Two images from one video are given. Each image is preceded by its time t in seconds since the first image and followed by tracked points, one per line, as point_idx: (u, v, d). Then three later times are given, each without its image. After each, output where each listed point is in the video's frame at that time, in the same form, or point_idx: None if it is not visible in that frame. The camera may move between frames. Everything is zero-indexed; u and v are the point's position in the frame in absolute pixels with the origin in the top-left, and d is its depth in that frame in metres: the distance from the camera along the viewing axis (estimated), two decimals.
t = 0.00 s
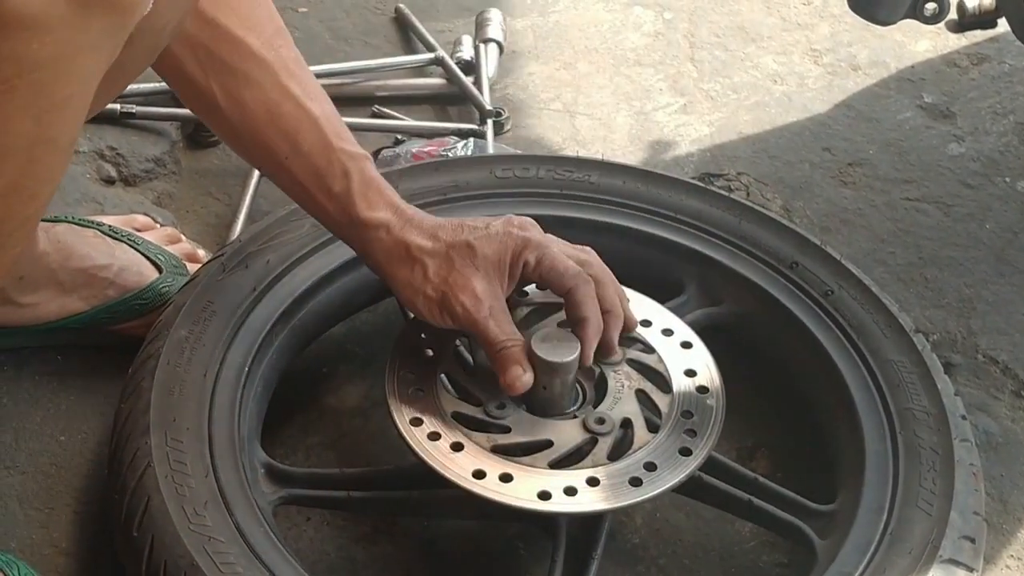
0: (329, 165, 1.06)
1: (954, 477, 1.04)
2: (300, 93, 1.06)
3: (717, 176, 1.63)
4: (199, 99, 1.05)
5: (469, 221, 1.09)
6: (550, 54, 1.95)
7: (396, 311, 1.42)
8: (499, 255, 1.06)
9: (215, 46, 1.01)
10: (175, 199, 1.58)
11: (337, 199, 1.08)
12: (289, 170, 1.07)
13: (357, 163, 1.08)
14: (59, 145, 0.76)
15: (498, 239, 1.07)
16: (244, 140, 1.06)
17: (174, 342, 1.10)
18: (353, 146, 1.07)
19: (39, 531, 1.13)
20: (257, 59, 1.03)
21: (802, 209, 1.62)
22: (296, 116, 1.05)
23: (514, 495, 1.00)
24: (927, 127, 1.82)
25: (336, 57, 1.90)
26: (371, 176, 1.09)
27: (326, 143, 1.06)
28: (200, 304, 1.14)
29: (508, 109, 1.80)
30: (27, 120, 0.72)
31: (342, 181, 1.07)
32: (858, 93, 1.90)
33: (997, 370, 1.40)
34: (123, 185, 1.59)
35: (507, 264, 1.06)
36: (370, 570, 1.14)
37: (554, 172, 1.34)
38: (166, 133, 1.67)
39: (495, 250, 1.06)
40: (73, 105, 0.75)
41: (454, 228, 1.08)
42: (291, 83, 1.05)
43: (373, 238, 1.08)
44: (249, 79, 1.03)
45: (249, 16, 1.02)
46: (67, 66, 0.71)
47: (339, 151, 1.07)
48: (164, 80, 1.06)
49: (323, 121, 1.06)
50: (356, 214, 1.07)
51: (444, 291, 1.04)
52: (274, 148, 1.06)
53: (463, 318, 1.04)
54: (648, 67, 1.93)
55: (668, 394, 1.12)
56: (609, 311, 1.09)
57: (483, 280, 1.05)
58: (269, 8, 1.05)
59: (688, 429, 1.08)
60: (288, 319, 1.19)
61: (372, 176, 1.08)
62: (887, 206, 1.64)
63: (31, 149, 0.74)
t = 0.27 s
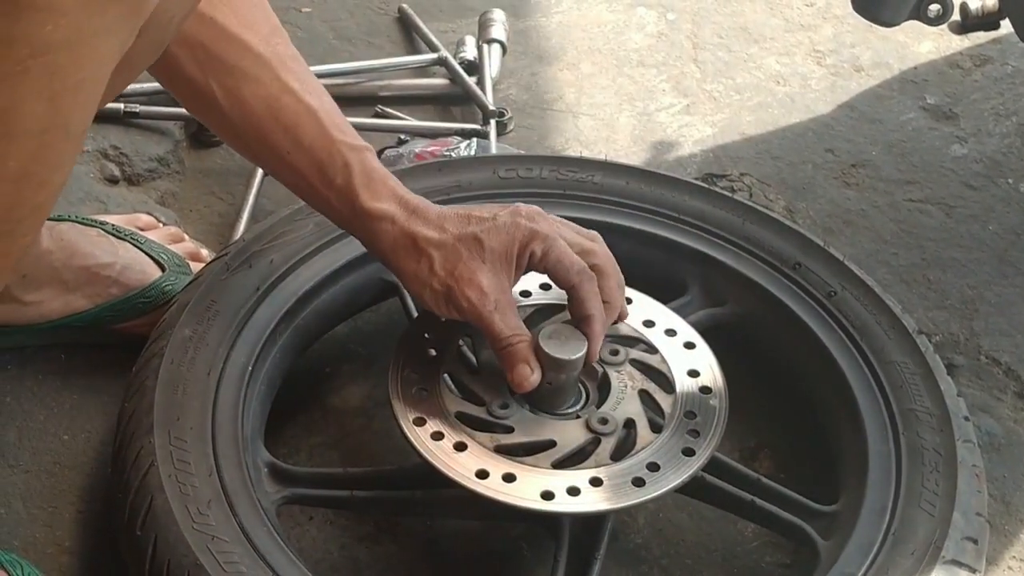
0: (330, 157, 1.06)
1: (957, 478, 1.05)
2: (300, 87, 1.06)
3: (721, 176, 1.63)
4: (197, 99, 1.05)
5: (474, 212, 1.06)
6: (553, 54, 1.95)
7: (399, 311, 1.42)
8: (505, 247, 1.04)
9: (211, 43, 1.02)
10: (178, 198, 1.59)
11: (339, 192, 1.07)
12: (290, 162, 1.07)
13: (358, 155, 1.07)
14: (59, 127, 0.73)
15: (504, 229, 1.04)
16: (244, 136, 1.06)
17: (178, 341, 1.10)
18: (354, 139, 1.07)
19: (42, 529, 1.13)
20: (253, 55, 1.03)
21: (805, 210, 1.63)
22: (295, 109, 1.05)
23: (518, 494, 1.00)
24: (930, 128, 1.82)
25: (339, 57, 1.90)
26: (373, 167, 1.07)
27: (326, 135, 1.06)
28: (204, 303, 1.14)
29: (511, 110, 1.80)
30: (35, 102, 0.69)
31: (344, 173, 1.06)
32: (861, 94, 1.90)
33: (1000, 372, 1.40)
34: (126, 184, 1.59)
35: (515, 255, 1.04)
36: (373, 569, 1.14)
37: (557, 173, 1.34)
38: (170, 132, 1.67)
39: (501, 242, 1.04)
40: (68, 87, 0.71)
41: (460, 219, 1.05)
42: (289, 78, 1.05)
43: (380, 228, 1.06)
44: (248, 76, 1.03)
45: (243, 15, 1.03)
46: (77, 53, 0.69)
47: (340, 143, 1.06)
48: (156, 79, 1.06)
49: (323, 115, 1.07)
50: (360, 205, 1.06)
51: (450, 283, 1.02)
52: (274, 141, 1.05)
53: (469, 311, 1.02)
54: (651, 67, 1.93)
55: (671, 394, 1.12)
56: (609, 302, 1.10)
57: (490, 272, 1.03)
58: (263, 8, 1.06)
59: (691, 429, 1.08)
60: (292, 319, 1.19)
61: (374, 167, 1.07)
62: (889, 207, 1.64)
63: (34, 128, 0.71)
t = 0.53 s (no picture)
0: (331, 155, 1.07)
1: (957, 480, 1.04)
2: (299, 86, 1.06)
3: (721, 178, 1.63)
4: (197, 101, 1.06)
5: (475, 208, 1.08)
6: (554, 55, 1.95)
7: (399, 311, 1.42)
8: (504, 243, 1.05)
9: (211, 44, 1.02)
10: (179, 198, 1.59)
11: (341, 189, 1.08)
12: (291, 160, 1.07)
13: (358, 152, 1.08)
14: (62, 135, 0.75)
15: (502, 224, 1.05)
16: (246, 136, 1.07)
17: (179, 341, 1.10)
18: (354, 137, 1.08)
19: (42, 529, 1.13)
20: (252, 56, 1.03)
21: (805, 211, 1.63)
22: (296, 109, 1.05)
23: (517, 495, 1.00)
24: (930, 129, 1.82)
25: (341, 57, 1.90)
26: (373, 163, 1.08)
27: (326, 135, 1.06)
28: (205, 303, 1.14)
29: (511, 110, 1.80)
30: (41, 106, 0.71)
31: (346, 171, 1.07)
32: (862, 95, 1.90)
33: (1000, 373, 1.39)
34: (127, 184, 1.60)
35: (514, 251, 1.05)
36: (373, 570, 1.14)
37: (558, 173, 1.34)
38: (170, 132, 1.67)
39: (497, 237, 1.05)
40: (77, 97, 0.73)
41: (461, 214, 1.07)
42: (289, 77, 1.06)
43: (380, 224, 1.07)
44: (248, 78, 1.04)
45: (240, 15, 1.03)
46: (79, 61, 0.70)
47: (340, 141, 1.07)
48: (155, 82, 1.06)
49: (323, 113, 1.07)
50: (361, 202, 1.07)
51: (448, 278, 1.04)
52: (276, 141, 1.06)
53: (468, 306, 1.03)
54: (652, 68, 1.93)
55: (672, 395, 1.12)
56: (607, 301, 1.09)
57: (488, 267, 1.04)
58: (258, 6, 1.06)
59: (691, 430, 1.08)
60: (292, 319, 1.19)
61: (374, 164, 1.08)
62: (890, 208, 1.64)
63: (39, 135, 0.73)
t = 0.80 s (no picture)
0: (328, 162, 1.04)
1: (956, 482, 1.05)
2: (296, 96, 1.05)
3: (720, 179, 1.63)
4: (194, 111, 1.05)
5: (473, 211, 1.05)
6: (553, 56, 1.95)
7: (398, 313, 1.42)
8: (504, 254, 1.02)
9: (210, 55, 1.02)
10: (179, 199, 1.59)
11: (338, 196, 1.05)
12: (289, 170, 1.05)
13: (357, 160, 1.05)
14: (92, 126, 0.79)
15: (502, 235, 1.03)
16: (244, 146, 1.05)
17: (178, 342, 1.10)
18: (352, 145, 1.06)
19: (42, 531, 1.13)
20: (248, 66, 1.03)
21: (805, 214, 1.63)
22: (292, 117, 1.04)
23: (517, 496, 1.00)
24: (930, 132, 1.82)
25: (341, 58, 1.90)
26: (371, 171, 1.05)
27: (323, 142, 1.04)
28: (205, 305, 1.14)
29: (511, 112, 1.80)
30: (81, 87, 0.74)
31: (343, 179, 1.04)
32: (862, 97, 1.90)
33: (1000, 375, 1.40)
34: (126, 185, 1.60)
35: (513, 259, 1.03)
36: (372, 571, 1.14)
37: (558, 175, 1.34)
38: (170, 134, 1.67)
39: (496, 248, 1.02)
40: (117, 84, 0.78)
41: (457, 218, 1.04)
42: (286, 87, 1.05)
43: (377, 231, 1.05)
44: (246, 86, 1.03)
45: (237, 26, 1.04)
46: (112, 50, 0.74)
47: (337, 148, 1.04)
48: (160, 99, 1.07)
49: (321, 122, 1.05)
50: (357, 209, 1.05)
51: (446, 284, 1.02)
52: (272, 149, 1.04)
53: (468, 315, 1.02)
54: (651, 70, 1.94)
55: (671, 398, 1.12)
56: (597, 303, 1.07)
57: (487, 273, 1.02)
58: (255, 20, 1.06)
59: (690, 433, 1.08)
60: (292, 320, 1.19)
61: (374, 171, 1.05)
62: (889, 210, 1.64)
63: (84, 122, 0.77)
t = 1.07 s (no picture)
0: (329, 164, 1.04)
1: (957, 482, 1.04)
2: (299, 99, 1.04)
3: (721, 179, 1.63)
4: (196, 114, 1.03)
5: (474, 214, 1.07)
6: (553, 56, 1.95)
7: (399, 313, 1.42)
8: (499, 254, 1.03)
9: (216, 59, 0.99)
10: (179, 199, 1.59)
11: (339, 198, 1.05)
12: (290, 170, 1.05)
13: (359, 163, 1.05)
14: (145, 123, 0.82)
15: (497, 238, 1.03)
16: (245, 147, 1.05)
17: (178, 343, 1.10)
18: (354, 149, 1.05)
19: (42, 530, 1.13)
20: (251, 68, 1.01)
21: (806, 213, 1.63)
22: (294, 119, 1.03)
23: (517, 496, 1.00)
24: (931, 132, 1.82)
25: (341, 58, 1.90)
26: (373, 174, 1.06)
27: (326, 147, 1.04)
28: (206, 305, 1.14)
29: (512, 112, 1.80)
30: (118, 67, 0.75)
31: (344, 181, 1.04)
32: (862, 97, 1.90)
33: (1000, 376, 1.40)
34: (127, 184, 1.59)
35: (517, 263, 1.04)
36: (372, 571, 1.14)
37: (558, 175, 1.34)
38: (171, 133, 1.67)
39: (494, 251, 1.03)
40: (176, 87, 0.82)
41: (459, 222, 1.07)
42: (288, 89, 1.04)
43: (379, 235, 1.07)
44: (250, 89, 1.01)
45: (242, 29, 1.01)
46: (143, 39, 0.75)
47: (339, 153, 1.04)
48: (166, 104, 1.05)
49: (323, 124, 1.05)
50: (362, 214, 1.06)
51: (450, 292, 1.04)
52: (274, 150, 1.04)
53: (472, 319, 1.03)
54: (652, 70, 1.93)
55: (672, 398, 1.12)
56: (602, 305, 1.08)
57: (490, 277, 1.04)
58: (257, 21, 1.04)
59: (691, 432, 1.08)
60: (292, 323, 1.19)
61: (375, 175, 1.06)
62: (890, 211, 1.64)
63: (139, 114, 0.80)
